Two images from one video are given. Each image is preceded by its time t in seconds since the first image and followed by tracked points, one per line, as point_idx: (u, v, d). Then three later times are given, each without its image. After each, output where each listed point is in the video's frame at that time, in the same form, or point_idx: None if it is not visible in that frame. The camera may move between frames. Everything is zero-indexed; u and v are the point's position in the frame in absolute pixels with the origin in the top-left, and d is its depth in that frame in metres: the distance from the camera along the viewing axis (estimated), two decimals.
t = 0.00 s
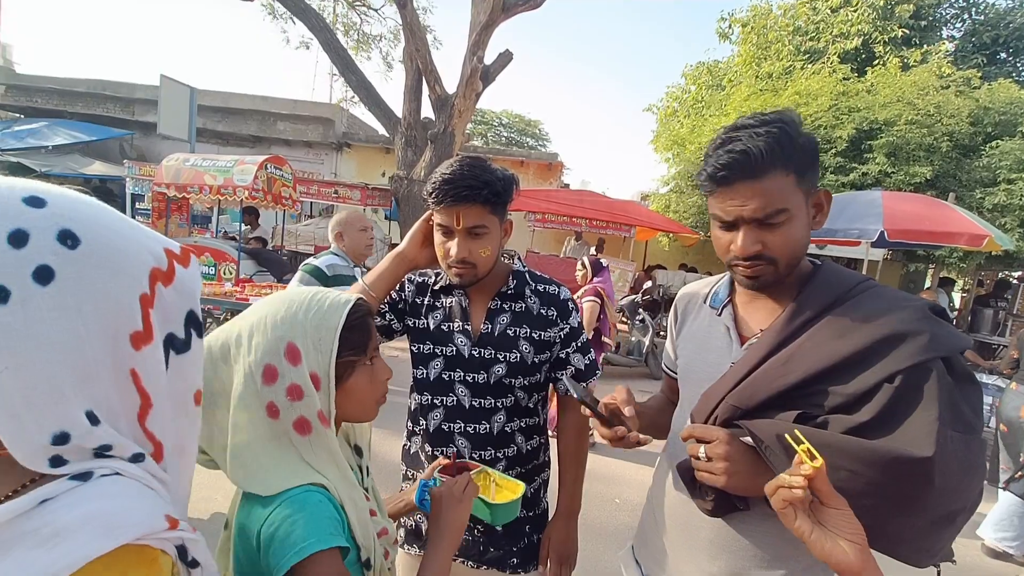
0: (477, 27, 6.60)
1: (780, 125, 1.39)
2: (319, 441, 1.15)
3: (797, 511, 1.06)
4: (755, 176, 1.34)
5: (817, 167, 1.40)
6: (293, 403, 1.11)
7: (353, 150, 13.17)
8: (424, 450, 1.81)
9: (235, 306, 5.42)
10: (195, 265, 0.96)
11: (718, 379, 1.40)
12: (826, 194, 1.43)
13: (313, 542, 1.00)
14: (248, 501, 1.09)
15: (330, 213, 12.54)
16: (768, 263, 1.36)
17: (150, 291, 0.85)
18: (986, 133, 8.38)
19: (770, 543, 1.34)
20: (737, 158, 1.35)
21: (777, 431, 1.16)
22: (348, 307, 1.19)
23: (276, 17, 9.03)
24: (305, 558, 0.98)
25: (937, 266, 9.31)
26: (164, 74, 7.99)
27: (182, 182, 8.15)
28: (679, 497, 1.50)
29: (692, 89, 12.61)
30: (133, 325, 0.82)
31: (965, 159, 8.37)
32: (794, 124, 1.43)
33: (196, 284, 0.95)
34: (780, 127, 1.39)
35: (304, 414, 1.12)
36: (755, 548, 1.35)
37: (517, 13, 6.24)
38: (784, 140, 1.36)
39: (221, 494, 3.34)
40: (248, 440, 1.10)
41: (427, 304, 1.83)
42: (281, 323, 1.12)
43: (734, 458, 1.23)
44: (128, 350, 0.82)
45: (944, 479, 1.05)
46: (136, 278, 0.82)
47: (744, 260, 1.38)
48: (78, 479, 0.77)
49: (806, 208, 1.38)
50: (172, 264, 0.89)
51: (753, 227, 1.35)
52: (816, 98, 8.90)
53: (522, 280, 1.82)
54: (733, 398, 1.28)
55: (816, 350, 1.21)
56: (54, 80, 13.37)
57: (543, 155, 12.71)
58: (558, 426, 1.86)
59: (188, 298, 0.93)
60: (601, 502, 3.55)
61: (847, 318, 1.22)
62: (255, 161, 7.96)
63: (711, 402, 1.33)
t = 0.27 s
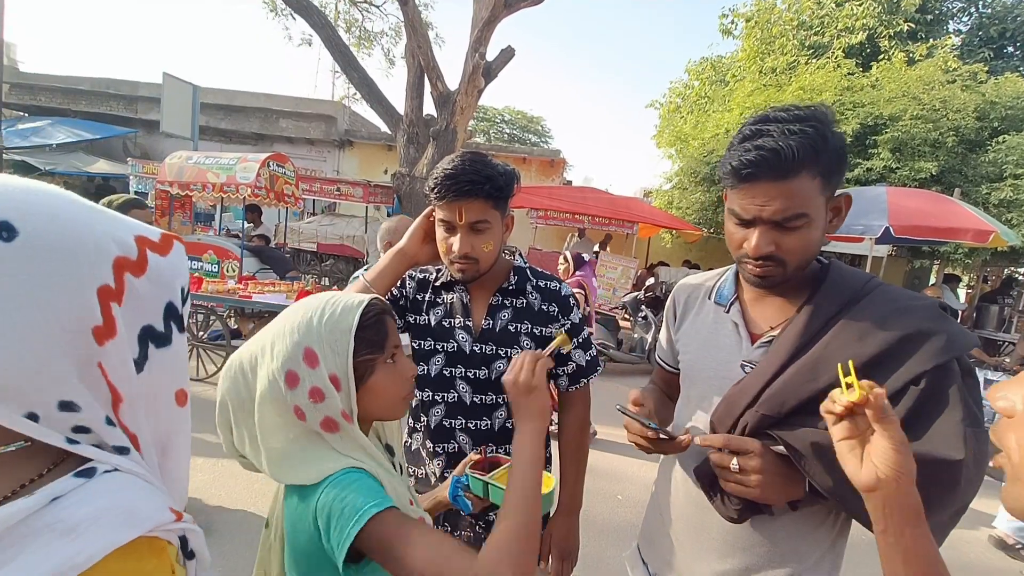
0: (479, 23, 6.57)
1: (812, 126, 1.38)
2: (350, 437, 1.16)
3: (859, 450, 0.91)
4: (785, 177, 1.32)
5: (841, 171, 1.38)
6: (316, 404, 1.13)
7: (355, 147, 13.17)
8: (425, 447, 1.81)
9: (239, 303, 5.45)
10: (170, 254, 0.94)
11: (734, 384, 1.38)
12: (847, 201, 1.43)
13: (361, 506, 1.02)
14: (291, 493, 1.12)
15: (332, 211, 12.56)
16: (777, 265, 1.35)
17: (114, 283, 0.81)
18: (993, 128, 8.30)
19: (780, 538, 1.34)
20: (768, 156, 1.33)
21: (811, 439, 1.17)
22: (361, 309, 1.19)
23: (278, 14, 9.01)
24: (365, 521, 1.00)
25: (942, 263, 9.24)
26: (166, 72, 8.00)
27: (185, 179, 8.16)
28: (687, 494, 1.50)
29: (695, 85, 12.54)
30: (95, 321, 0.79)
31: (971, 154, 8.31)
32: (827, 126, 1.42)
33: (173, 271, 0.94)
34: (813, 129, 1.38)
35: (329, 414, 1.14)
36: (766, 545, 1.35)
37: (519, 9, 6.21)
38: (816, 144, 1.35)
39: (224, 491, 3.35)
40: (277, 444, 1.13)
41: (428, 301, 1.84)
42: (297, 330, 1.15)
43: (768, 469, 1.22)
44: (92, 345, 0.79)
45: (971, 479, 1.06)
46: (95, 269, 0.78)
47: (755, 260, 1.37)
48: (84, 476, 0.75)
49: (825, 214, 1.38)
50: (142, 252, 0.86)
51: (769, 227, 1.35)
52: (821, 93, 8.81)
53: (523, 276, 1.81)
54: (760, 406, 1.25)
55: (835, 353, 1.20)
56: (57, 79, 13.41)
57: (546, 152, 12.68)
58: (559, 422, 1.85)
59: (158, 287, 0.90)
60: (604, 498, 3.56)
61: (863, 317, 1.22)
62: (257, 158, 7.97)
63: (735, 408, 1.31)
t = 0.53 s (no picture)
0: (480, 21, 6.56)
1: (812, 122, 1.38)
2: (417, 434, 1.18)
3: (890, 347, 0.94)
4: (783, 172, 1.32)
5: (840, 169, 1.38)
6: (376, 412, 1.12)
7: (356, 146, 13.17)
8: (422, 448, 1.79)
9: (241, 302, 5.46)
10: (147, 263, 0.82)
11: (743, 383, 1.36)
12: (845, 200, 1.43)
13: (459, 470, 1.09)
14: (370, 489, 1.13)
15: (334, 210, 12.57)
16: (772, 258, 1.36)
17: (55, 295, 0.73)
18: (996, 125, 8.26)
19: (781, 531, 1.35)
20: (766, 150, 1.33)
21: (839, 446, 1.14)
22: (405, 314, 1.16)
23: (279, 13, 9.00)
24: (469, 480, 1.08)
25: (945, 260, 9.20)
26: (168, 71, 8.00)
27: (187, 179, 8.17)
28: (687, 488, 1.49)
29: (697, 82, 12.50)
30: (29, 335, 0.72)
31: (974, 152, 8.27)
32: (827, 122, 1.41)
33: (160, 278, 0.84)
34: (814, 124, 1.37)
35: (392, 418, 1.13)
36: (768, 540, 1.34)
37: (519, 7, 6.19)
38: (815, 138, 1.34)
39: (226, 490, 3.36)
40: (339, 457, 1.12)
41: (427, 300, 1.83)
42: (346, 341, 1.12)
43: (790, 475, 1.21)
44: (29, 361, 0.73)
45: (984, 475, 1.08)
46: (28, 278, 0.71)
47: (752, 252, 1.37)
48: (39, 506, 0.70)
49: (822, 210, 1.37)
50: (98, 261, 0.76)
51: (764, 221, 1.34)
52: (824, 90, 8.76)
53: (522, 273, 1.81)
54: (784, 411, 1.24)
55: (850, 354, 1.20)
56: (59, 78, 13.44)
57: (547, 150, 12.66)
58: (559, 421, 1.84)
59: (120, 300, 0.79)
60: (605, 496, 3.56)
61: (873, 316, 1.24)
62: (259, 157, 7.98)
63: (754, 412, 1.29)
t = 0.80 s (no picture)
0: (479, 15, 6.51)
1: (805, 114, 1.37)
2: (452, 428, 1.19)
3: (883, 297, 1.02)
4: (775, 159, 1.32)
5: (832, 161, 1.38)
6: (414, 410, 1.12)
7: (355, 141, 13.12)
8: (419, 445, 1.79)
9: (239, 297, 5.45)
10: (98, 257, 0.77)
11: (738, 374, 1.35)
12: (836, 194, 1.42)
13: (498, 460, 1.11)
14: (411, 478, 1.15)
15: (332, 205, 12.53)
16: (765, 247, 1.35)
17: None
18: (996, 122, 8.25)
19: (774, 522, 1.35)
20: (760, 139, 1.32)
21: (826, 435, 1.14)
22: (440, 311, 1.16)
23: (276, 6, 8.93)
24: (507, 468, 1.10)
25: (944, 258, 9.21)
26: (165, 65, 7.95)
27: (184, 174, 8.14)
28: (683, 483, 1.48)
29: (697, 78, 12.47)
30: None
31: (973, 149, 8.26)
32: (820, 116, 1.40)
33: (116, 275, 0.79)
34: (806, 117, 1.37)
35: (428, 415, 1.14)
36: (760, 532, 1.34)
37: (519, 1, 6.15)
38: (808, 131, 1.34)
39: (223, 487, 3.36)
40: (379, 454, 1.11)
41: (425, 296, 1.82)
42: (382, 340, 1.10)
43: (778, 465, 1.20)
44: None
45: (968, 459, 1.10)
46: None
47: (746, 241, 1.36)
48: None
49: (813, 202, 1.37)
50: (39, 259, 0.72)
51: (758, 209, 1.34)
52: (824, 87, 8.74)
53: (521, 269, 1.80)
54: (773, 400, 1.23)
55: (841, 345, 1.19)
56: (55, 71, 13.34)
57: (546, 146, 12.63)
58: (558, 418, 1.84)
59: (62, 297, 0.75)
60: (602, 491, 3.57)
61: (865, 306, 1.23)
62: (256, 152, 7.94)
63: (745, 403, 1.28)
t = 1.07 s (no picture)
0: (477, 13, 6.49)
1: (793, 113, 1.36)
2: (467, 427, 1.19)
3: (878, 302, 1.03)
4: (763, 160, 1.32)
5: (820, 160, 1.38)
6: (432, 408, 1.12)
7: (353, 140, 13.09)
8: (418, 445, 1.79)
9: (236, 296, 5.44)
10: (30, 251, 0.77)
11: (729, 370, 1.35)
12: (824, 193, 1.42)
13: (514, 455, 1.11)
14: (426, 476, 1.14)
15: (330, 204, 12.51)
16: (754, 245, 1.35)
17: None
18: (992, 121, 8.27)
19: (765, 517, 1.35)
20: (747, 139, 1.32)
21: (810, 428, 1.13)
22: (457, 311, 1.16)
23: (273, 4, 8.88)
24: (523, 463, 1.11)
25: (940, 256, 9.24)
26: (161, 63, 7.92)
27: (181, 172, 8.12)
28: (679, 479, 1.48)
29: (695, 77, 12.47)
30: None
31: (970, 148, 8.28)
32: (810, 116, 1.39)
33: (52, 270, 0.78)
34: (794, 116, 1.36)
35: (445, 413, 1.14)
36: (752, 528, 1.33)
37: None
38: (795, 130, 1.33)
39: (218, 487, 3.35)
40: (396, 453, 1.11)
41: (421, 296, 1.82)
42: (401, 338, 1.10)
43: (765, 458, 1.18)
44: None
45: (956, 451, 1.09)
46: None
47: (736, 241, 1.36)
48: None
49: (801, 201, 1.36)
50: None
51: (747, 208, 1.34)
52: (821, 86, 8.75)
53: (517, 266, 1.80)
54: (761, 394, 1.23)
55: (830, 340, 1.19)
56: (52, 69, 13.28)
57: (544, 145, 12.62)
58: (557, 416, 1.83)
59: None
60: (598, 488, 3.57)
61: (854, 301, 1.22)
62: (253, 150, 7.91)
63: (733, 398, 1.28)
